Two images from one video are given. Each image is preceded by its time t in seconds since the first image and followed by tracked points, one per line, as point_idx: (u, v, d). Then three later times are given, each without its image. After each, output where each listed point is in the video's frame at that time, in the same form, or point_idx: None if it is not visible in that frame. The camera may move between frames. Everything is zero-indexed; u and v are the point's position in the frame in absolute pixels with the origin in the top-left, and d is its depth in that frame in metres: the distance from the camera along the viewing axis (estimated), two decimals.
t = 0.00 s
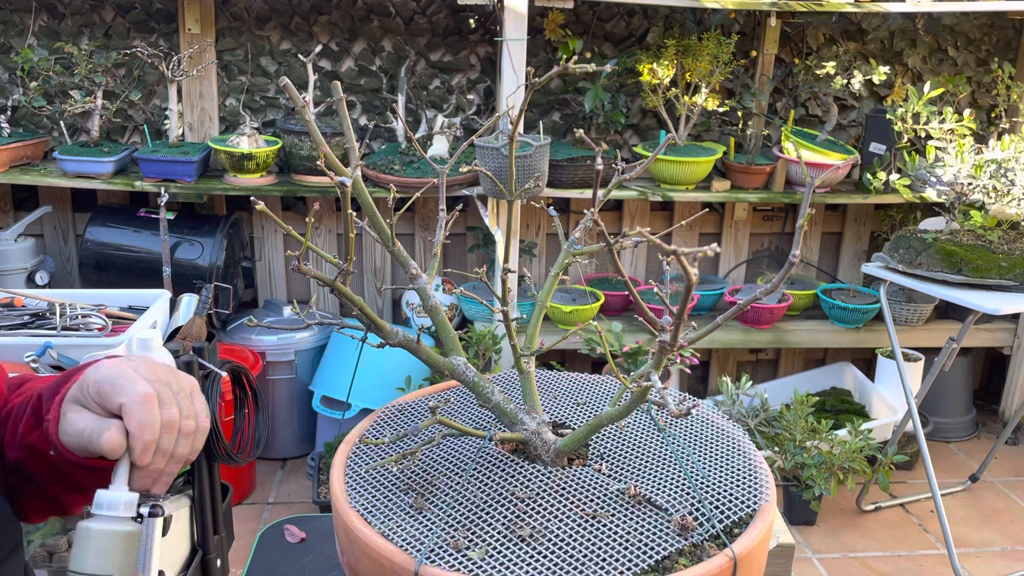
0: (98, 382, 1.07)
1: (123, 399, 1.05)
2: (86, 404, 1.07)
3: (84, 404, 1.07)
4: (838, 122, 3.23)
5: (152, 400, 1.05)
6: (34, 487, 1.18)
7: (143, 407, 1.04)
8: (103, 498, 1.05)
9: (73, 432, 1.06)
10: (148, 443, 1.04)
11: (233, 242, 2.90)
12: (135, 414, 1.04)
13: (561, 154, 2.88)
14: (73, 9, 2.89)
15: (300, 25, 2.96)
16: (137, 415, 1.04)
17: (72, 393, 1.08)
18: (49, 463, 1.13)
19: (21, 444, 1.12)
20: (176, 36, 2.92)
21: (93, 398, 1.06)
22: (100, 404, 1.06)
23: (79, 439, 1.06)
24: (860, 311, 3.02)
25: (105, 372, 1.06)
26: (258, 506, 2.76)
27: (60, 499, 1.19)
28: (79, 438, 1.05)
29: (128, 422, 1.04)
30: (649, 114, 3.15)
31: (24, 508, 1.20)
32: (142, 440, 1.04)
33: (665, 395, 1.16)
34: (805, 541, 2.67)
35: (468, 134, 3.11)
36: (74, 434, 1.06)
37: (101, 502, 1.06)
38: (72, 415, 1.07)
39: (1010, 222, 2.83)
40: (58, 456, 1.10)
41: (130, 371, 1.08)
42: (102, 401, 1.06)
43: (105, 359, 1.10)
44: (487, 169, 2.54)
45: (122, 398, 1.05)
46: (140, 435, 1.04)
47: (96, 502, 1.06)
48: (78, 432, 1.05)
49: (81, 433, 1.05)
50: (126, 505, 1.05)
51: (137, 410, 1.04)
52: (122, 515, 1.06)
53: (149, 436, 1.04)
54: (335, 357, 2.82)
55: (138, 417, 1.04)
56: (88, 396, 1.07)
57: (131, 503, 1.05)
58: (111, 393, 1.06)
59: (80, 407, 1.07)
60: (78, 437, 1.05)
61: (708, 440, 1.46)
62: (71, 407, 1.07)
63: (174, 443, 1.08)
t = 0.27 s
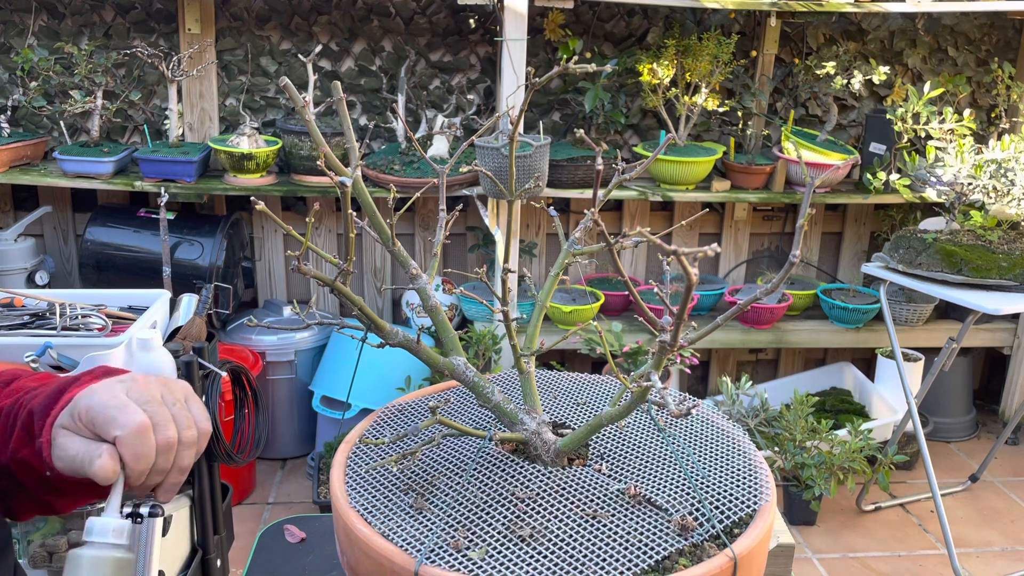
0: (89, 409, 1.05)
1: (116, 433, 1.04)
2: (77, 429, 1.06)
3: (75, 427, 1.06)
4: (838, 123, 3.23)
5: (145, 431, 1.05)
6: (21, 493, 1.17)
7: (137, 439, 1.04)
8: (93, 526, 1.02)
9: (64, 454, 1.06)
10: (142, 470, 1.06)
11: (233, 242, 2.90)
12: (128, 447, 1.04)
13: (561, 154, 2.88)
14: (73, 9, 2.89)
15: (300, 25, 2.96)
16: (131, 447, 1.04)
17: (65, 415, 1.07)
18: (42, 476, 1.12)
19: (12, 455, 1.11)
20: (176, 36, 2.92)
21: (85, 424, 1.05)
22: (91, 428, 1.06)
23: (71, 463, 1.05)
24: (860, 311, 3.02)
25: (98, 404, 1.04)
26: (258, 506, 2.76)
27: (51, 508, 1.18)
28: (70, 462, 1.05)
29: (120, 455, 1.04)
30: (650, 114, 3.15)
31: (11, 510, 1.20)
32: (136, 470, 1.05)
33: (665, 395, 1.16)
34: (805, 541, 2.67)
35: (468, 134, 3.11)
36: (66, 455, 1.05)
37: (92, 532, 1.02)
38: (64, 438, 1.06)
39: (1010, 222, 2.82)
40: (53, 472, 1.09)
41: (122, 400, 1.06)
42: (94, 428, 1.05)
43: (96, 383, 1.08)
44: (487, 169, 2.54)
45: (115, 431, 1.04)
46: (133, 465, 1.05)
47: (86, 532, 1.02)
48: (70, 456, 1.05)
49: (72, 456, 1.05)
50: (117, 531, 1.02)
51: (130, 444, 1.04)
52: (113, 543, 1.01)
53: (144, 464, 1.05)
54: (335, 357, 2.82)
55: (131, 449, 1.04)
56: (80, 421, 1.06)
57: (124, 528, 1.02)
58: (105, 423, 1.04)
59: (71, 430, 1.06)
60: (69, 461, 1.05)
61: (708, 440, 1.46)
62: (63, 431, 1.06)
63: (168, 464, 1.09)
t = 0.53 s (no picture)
0: (88, 404, 1.07)
1: (115, 418, 1.06)
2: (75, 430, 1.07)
3: (73, 429, 1.07)
4: (838, 123, 3.23)
5: (142, 418, 1.06)
6: (17, 506, 1.19)
7: (134, 424, 1.05)
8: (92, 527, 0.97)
9: (60, 457, 1.06)
10: (138, 460, 1.03)
11: (233, 242, 2.90)
12: (125, 431, 1.04)
13: (561, 154, 2.88)
14: (73, 9, 2.89)
15: (300, 25, 2.96)
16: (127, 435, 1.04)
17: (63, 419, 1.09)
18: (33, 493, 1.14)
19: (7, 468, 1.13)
20: (176, 36, 2.92)
21: (84, 421, 1.07)
22: (90, 426, 1.07)
23: (67, 464, 1.05)
24: (860, 311, 3.02)
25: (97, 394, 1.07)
26: (258, 506, 2.76)
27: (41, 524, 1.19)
28: (66, 463, 1.05)
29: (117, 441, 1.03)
30: (649, 114, 3.15)
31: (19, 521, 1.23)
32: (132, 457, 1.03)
33: (665, 395, 1.16)
34: (805, 541, 2.67)
35: (468, 134, 3.11)
36: (62, 459, 1.05)
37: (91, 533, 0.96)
38: (60, 441, 1.07)
39: (1010, 222, 2.82)
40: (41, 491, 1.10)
41: (121, 396, 1.09)
42: (93, 424, 1.07)
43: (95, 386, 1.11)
44: (487, 168, 2.54)
45: (112, 416, 1.06)
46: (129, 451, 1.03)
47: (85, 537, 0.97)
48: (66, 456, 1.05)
49: (69, 457, 1.05)
50: (119, 531, 0.97)
51: (127, 428, 1.05)
52: (116, 543, 0.96)
53: (139, 455, 1.04)
54: (335, 357, 2.82)
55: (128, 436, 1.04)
56: (78, 422, 1.07)
57: (125, 527, 0.97)
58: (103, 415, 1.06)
59: (69, 432, 1.07)
60: (66, 461, 1.05)
61: (708, 440, 1.46)
62: (60, 435, 1.08)
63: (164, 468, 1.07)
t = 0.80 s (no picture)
0: (106, 409, 1.10)
1: (132, 421, 1.08)
2: (90, 435, 1.10)
3: (87, 433, 1.09)
4: (838, 123, 3.23)
5: (159, 424, 1.09)
6: (15, 518, 1.18)
7: (150, 429, 1.08)
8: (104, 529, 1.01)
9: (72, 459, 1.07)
10: (152, 461, 1.05)
11: (233, 242, 2.90)
12: (142, 433, 1.07)
13: (561, 154, 2.88)
14: (73, 9, 2.89)
15: (300, 25, 2.96)
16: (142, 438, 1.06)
17: (76, 426, 1.11)
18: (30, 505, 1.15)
19: (6, 478, 1.15)
20: (176, 36, 2.92)
21: (100, 425, 1.09)
22: (106, 431, 1.09)
23: (80, 466, 1.06)
24: (860, 311, 3.02)
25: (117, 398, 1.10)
26: (258, 506, 2.76)
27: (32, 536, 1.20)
28: (77, 467, 1.07)
29: (134, 442, 1.06)
30: (649, 114, 3.15)
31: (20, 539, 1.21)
32: (147, 459, 1.04)
33: (665, 395, 1.16)
34: (805, 541, 2.67)
35: (468, 134, 3.11)
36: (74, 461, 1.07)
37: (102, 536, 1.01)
38: (71, 445, 1.08)
39: (1010, 222, 2.82)
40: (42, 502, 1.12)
41: (138, 405, 1.12)
42: (109, 427, 1.09)
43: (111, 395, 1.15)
44: (487, 169, 2.54)
45: (130, 419, 1.09)
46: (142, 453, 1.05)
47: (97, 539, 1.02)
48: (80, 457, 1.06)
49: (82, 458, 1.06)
50: (129, 536, 1.01)
51: (143, 431, 1.07)
52: (126, 547, 1.01)
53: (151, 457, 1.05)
54: (335, 357, 2.82)
55: (143, 438, 1.06)
56: (94, 426, 1.10)
57: (134, 533, 1.01)
58: (121, 419, 1.09)
59: (82, 436, 1.09)
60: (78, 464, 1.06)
61: (708, 440, 1.46)
62: (70, 441, 1.10)
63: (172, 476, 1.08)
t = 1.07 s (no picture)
0: (134, 411, 1.03)
1: (158, 431, 1.01)
2: (112, 433, 1.03)
3: (110, 434, 1.03)
4: (838, 123, 3.23)
5: (185, 438, 1.01)
6: (22, 507, 1.10)
7: (173, 445, 1.00)
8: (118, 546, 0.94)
9: (89, 460, 1.01)
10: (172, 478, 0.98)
11: (233, 242, 2.90)
12: (164, 448, 0.99)
13: (561, 154, 2.88)
14: (73, 9, 2.89)
15: (300, 25, 2.96)
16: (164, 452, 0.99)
17: (101, 420, 1.05)
18: (41, 495, 1.08)
19: (19, 464, 1.07)
20: (176, 36, 2.92)
21: (125, 426, 1.03)
22: (131, 434, 1.02)
23: (97, 469, 1.00)
24: (860, 311, 3.02)
25: (147, 403, 1.03)
26: (258, 506, 2.76)
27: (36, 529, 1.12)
28: (95, 469, 1.00)
29: (155, 455, 0.99)
30: (649, 114, 3.15)
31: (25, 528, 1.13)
32: (164, 477, 0.97)
33: (665, 395, 1.16)
34: (805, 541, 2.67)
35: (468, 134, 3.11)
36: (92, 463, 1.01)
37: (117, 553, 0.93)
38: (93, 442, 1.02)
39: (1010, 222, 2.82)
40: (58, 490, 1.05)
41: (168, 410, 1.05)
42: (135, 432, 1.02)
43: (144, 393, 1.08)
44: (487, 169, 2.54)
45: (157, 427, 1.01)
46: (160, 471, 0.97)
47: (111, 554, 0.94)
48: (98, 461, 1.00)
49: (100, 461, 1.00)
50: (146, 552, 0.93)
51: (166, 446, 0.99)
52: (142, 564, 0.93)
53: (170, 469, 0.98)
54: (335, 357, 2.82)
55: (164, 452, 0.99)
56: (119, 426, 1.03)
57: (152, 549, 0.94)
58: (146, 425, 1.02)
59: (105, 434, 1.03)
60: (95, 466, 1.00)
61: (708, 440, 1.46)
62: (95, 433, 1.04)
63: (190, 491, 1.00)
